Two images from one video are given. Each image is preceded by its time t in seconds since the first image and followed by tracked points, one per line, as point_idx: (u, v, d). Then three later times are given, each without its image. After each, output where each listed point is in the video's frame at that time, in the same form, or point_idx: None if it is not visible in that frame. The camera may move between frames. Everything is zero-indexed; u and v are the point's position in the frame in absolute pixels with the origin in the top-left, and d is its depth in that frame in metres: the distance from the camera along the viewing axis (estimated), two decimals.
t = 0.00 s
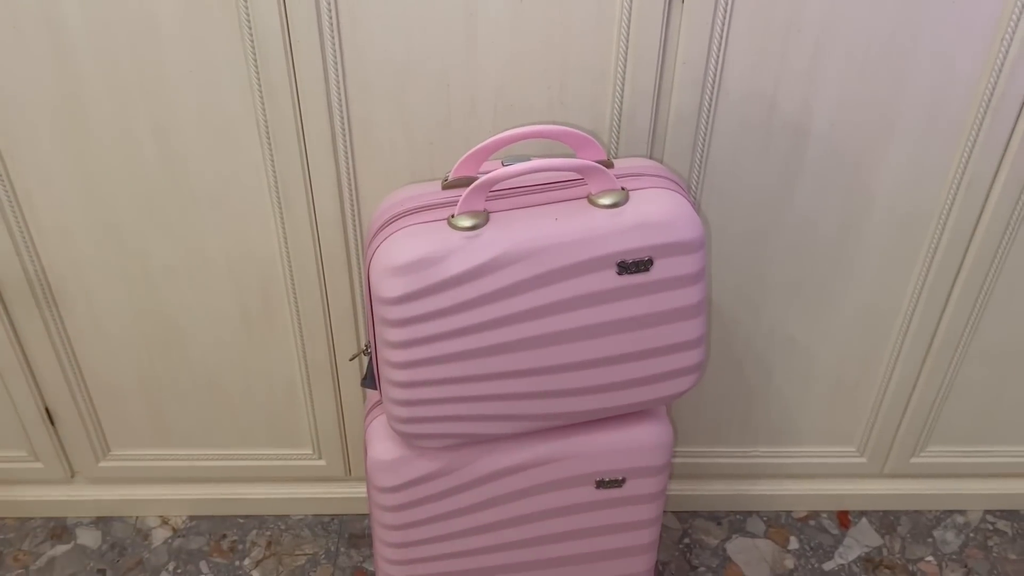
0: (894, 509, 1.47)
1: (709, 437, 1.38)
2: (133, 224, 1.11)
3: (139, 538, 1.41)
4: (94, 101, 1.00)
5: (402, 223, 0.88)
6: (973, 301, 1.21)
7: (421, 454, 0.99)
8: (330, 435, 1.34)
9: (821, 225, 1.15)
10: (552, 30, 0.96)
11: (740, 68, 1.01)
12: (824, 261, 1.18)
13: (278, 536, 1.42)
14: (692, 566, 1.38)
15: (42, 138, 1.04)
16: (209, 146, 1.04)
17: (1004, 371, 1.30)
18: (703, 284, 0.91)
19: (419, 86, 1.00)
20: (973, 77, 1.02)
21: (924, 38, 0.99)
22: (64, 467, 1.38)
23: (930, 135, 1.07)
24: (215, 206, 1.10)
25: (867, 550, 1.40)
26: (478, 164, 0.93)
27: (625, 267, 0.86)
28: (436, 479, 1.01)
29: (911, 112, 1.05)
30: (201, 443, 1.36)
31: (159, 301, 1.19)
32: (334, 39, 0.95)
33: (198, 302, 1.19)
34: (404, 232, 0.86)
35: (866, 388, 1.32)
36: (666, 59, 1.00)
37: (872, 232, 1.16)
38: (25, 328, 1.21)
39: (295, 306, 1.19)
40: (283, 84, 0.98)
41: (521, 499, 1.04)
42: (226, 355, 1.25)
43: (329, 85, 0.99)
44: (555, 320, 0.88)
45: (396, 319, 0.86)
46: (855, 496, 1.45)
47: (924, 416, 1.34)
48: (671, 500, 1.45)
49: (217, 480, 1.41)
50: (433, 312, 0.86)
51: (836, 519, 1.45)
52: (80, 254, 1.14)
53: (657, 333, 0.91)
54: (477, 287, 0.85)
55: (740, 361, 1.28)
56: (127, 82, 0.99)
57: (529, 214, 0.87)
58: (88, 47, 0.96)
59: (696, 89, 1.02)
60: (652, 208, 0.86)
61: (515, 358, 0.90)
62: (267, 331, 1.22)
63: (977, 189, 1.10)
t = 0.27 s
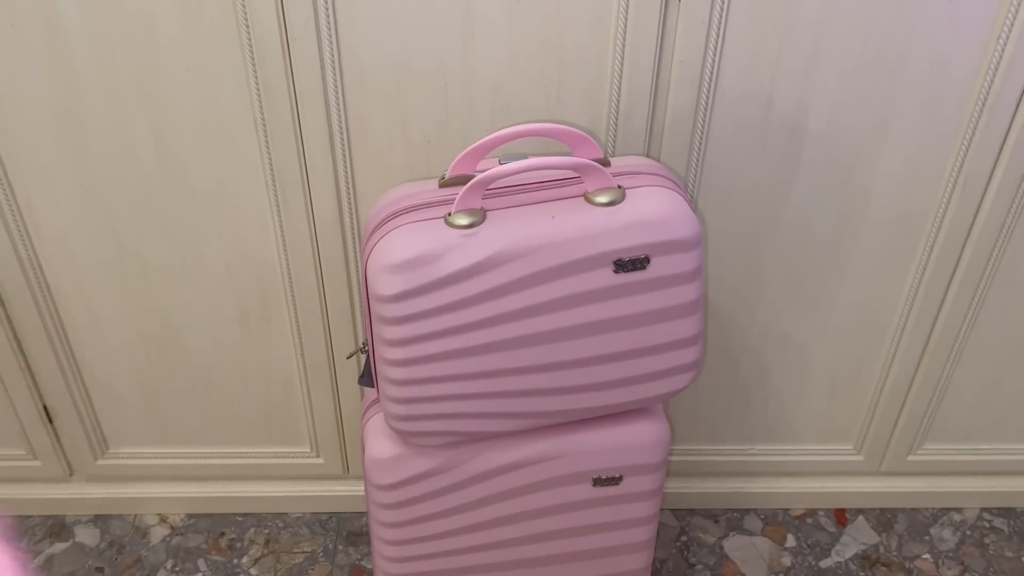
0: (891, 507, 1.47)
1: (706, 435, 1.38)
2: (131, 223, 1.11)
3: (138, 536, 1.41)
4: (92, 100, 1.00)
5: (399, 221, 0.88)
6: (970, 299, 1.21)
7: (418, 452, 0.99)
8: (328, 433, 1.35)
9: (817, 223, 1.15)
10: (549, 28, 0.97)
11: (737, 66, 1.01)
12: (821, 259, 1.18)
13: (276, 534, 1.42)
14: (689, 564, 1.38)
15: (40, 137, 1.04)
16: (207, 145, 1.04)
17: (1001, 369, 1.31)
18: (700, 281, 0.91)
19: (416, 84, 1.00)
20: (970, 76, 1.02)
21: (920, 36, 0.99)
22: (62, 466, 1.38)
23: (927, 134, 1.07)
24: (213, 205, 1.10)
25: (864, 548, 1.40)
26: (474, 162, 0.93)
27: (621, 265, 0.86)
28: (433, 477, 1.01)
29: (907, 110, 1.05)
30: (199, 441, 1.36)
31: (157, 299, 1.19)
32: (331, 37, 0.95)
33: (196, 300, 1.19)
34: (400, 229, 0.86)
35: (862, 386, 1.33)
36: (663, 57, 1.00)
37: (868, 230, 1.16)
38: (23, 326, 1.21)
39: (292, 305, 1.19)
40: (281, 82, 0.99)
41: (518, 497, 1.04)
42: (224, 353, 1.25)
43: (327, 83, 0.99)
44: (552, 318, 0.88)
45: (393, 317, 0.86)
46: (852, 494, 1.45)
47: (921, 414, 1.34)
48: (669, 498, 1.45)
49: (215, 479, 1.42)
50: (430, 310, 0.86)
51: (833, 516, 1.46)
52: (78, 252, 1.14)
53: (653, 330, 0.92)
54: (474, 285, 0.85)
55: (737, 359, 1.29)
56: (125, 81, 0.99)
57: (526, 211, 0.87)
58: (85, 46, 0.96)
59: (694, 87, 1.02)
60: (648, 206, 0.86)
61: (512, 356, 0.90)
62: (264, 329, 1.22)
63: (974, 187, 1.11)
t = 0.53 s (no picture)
0: (889, 505, 1.47)
1: (704, 433, 1.38)
2: (129, 220, 1.11)
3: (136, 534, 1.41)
4: (90, 96, 1.00)
5: (397, 219, 0.88)
6: (968, 297, 1.21)
7: (416, 450, 0.99)
8: (326, 431, 1.35)
9: (815, 222, 1.15)
10: (547, 25, 0.97)
11: (736, 64, 1.01)
12: (819, 257, 1.18)
13: (274, 532, 1.42)
14: (687, 562, 1.38)
15: (37, 134, 1.03)
16: (205, 142, 1.04)
17: (999, 367, 1.31)
18: (697, 279, 0.91)
19: (414, 82, 1.00)
20: (968, 74, 1.02)
21: (919, 34, 0.99)
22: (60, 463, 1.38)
23: (925, 132, 1.07)
24: (211, 202, 1.10)
25: (862, 546, 1.40)
26: (472, 160, 0.93)
27: (619, 263, 0.86)
28: (431, 475, 1.01)
29: (905, 107, 1.05)
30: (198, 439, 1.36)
31: (155, 297, 1.19)
32: (329, 34, 0.95)
33: (195, 298, 1.19)
34: (398, 227, 0.86)
35: (860, 384, 1.33)
36: (661, 55, 1.00)
37: (866, 228, 1.16)
38: (21, 324, 1.20)
39: (291, 302, 1.19)
40: (279, 79, 0.98)
41: (516, 495, 1.04)
42: (222, 351, 1.25)
43: (324, 80, 0.99)
44: (549, 316, 0.88)
45: (391, 315, 0.86)
46: (849, 492, 1.45)
47: (919, 412, 1.34)
48: (667, 497, 1.45)
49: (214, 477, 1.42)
50: (428, 308, 0.86)
51: (831, 515, 1.46)
52: (76, 250, 1.14)
53: (651, 328, 0.92)
54: (471, 283, 0.85)
55: (735, 357, 1.29)
56: (122, 78, 0.99)
57: (524, 209, 0.87)
58: (82, 43, 0.96)
59: (692, 85, 1.02)
60: (646, 204, 0.86)
61: (510, 354, 0.90)
62: (262, 327, 1.22)
63: (972, 185, 1.11)
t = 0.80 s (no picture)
0: (889, 505, 1.47)
1: (704, 433, 1.38)
2: (126, 219, 1.11)
3: (134, 534, 1.41)
4: (86, 94, 1.00)
5: (395, 218, 0.88)
6: (968, 296, 1.21)
7: (414, 450, 0.99)
8: (325, 431, 1.34)
9: (815, 221, 1.14)
10: (545, 24, 0.96)
11: (735, 62, 1.00)
12: (818, 256, 1.18)
13: (273, 532, 1.42)
14: (686, 562, 1.38)
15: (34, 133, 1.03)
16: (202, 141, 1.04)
17: (999, 366, 1.30)
18: (696, 279, 0.91)
19: (412, 81, 1.00)
20: (968, 73, 1.02)
21: (919, 32, 0.99)
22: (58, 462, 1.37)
23: (925, 131, 1.07)
24: (208, 201, 1.09)
25: (861, 546, 1.40)
26: (470, 159, 0.93)
27: (618, 263, 0.86)
28: (429, 475, 1.01)
29: (905, 106, 1.04)
30: (196, 439, 1.36)
31: (153, 297, 1.19)
32: (327, 33, 0.95)
33: (192, 298, 1.19)
34: (396, 227, 0.86)
35: (860, 384, 1.32)
36: (660, 54, 0.99)
37: (866, 228, 1.15)
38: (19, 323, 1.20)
39: (289, 302, 1.19)
40: (277, 78, 0.98)
41: (514, 495, 1.04)
42: (220, 351, 1.25)
43: (322, 79, 0.99)
44: (548, 316, 0.88)
45: (388, 315, 0.86)
46: (849, 492, 1.45)
47: (919, 411, 1.34)
48: (666, 496, 1.45)
49: (212, 477, 1.41)
50: (426, 308, 0.86)
51: (830, 514, 1.46)
52: (74, 249, 1.14)
53: (650, 329, 0.91)
54: (469, 283, 0.85)
55: (734, 357, 1.28)
56: (119, 77, 0.99)
57: (522, 209, 0.86)
58: (79, 41, 0.96)
59: (691, 83, 1.01)
60: (645, 204, 0.86)
61: (508, 354, 0.90)
62: (260, 326, 1.22)
63: (972, 185, 1.10)
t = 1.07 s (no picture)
0: (890, 505, 1.47)
1: (706, 432, 1.37)
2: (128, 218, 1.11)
3: (136, 533, 1.41)
4: (88, 93, 1.00)
5: (398, 218, 0.88)
6: (970, 296, 1.21)
7: (416, 450, 0.99)
8: (326, 430, 1.34)
9: (817, 220, 1.14)
10: (548, 23, 0.96)
11: (738, 62, 1.00)
12: (821, 256, 1.18)
13: (274, 531, 1.42)
14: (688, 562, 1.38)
15: (36, 132, 1.03)
16: (204, 140, 1.04)
17: (1001, 366, 1.30)
18: (700, 279, 0.91)
19: (414, 79, 0.99)
20: (971, 73, 1.02)
21: (922, 32, 0.99)
22: (59, 462, 1.37)
23: (928, 130, 1.06)
24: (210, 200, 1.09)
25: (863, 545, 1.40)
26: (472, 159, 0.92)
27: (621, 262, 0.86)
28: (431, 474, 1.00)
29: (908, 106, 1.04)
30: (198, 438, 1.36)
31: (155, 295, 1.19)
32: (330, 32, 0.95)
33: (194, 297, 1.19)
34: (399, 226, 0.86)
35: (862, 384, 1.32)
36: (663, 53, 0.99)
37: (868, 227, 1.15)
38: (20, 322, 1.20)
39: (291, 301, 1.19)
40: (279, 77, 0.98)
41: (517, 495, 1.04)
42: (222, 350, 1.25)
43: (325, 78, 0.98)
44: (551, 315, 0.88)
45: (391, 315, 0.86)
46: (851, 492, 1.45)
47: (921, 411, 1.34)
48: (668, 496, 1.45)
49: (214, 476, 1.41)
50: (429, 307, 0.86)
51: (832, 514, 1.46)
52: (76, 248, 1.14)
53: (653, 328, 0.91)
54: (473, 282, 0.85)
55: (736, 356, 1.28)
56: (121, 76, 0.98)
57: (525, 208, 0.86)
58: (81, 39, 0.95)
59: (694, 83, 1.01)
60: (648, 203, 0.86)
61: (511, 353, 0.90)
62: (262, 326, 1.22)
63: (975, 184, 1.10)
